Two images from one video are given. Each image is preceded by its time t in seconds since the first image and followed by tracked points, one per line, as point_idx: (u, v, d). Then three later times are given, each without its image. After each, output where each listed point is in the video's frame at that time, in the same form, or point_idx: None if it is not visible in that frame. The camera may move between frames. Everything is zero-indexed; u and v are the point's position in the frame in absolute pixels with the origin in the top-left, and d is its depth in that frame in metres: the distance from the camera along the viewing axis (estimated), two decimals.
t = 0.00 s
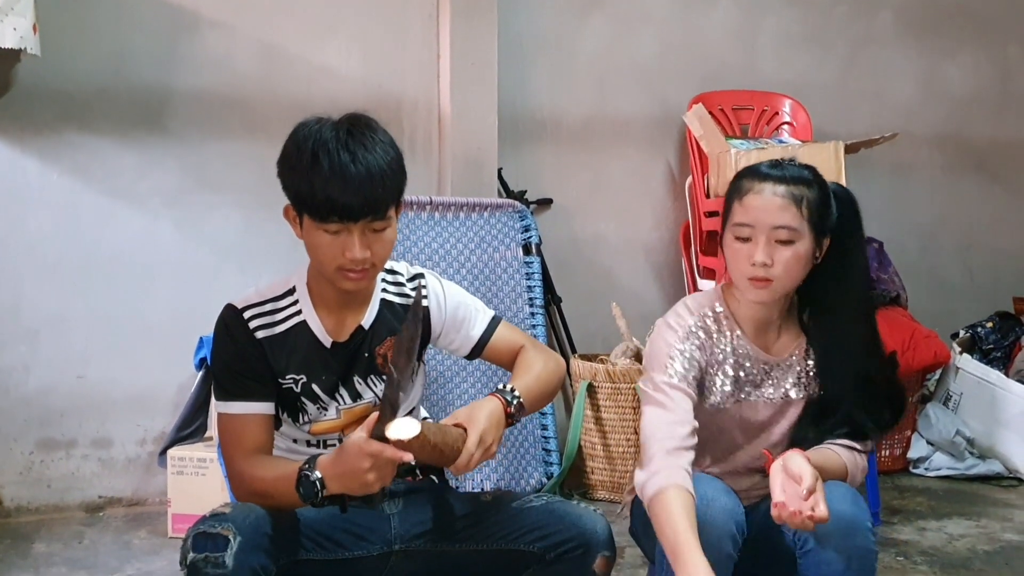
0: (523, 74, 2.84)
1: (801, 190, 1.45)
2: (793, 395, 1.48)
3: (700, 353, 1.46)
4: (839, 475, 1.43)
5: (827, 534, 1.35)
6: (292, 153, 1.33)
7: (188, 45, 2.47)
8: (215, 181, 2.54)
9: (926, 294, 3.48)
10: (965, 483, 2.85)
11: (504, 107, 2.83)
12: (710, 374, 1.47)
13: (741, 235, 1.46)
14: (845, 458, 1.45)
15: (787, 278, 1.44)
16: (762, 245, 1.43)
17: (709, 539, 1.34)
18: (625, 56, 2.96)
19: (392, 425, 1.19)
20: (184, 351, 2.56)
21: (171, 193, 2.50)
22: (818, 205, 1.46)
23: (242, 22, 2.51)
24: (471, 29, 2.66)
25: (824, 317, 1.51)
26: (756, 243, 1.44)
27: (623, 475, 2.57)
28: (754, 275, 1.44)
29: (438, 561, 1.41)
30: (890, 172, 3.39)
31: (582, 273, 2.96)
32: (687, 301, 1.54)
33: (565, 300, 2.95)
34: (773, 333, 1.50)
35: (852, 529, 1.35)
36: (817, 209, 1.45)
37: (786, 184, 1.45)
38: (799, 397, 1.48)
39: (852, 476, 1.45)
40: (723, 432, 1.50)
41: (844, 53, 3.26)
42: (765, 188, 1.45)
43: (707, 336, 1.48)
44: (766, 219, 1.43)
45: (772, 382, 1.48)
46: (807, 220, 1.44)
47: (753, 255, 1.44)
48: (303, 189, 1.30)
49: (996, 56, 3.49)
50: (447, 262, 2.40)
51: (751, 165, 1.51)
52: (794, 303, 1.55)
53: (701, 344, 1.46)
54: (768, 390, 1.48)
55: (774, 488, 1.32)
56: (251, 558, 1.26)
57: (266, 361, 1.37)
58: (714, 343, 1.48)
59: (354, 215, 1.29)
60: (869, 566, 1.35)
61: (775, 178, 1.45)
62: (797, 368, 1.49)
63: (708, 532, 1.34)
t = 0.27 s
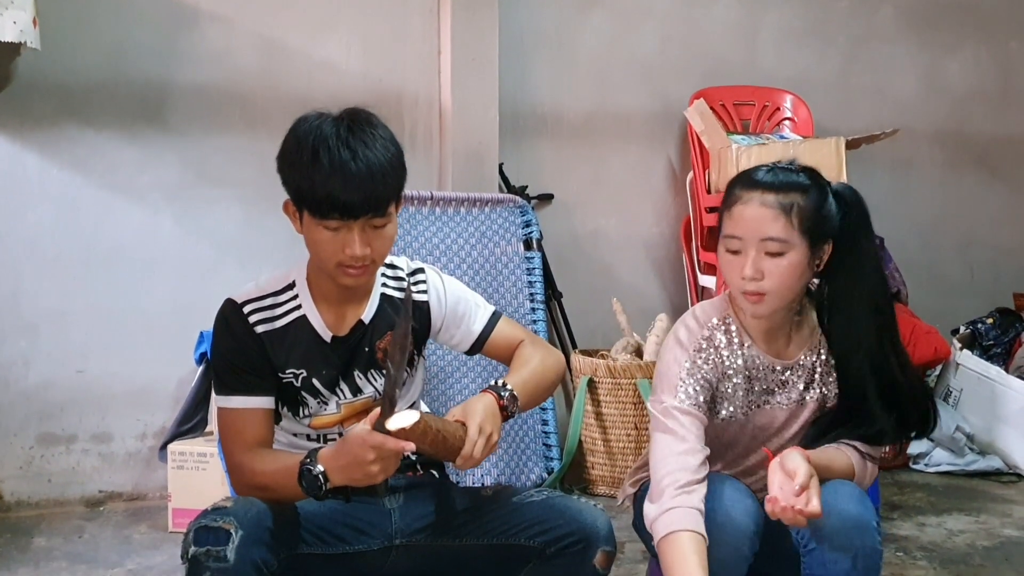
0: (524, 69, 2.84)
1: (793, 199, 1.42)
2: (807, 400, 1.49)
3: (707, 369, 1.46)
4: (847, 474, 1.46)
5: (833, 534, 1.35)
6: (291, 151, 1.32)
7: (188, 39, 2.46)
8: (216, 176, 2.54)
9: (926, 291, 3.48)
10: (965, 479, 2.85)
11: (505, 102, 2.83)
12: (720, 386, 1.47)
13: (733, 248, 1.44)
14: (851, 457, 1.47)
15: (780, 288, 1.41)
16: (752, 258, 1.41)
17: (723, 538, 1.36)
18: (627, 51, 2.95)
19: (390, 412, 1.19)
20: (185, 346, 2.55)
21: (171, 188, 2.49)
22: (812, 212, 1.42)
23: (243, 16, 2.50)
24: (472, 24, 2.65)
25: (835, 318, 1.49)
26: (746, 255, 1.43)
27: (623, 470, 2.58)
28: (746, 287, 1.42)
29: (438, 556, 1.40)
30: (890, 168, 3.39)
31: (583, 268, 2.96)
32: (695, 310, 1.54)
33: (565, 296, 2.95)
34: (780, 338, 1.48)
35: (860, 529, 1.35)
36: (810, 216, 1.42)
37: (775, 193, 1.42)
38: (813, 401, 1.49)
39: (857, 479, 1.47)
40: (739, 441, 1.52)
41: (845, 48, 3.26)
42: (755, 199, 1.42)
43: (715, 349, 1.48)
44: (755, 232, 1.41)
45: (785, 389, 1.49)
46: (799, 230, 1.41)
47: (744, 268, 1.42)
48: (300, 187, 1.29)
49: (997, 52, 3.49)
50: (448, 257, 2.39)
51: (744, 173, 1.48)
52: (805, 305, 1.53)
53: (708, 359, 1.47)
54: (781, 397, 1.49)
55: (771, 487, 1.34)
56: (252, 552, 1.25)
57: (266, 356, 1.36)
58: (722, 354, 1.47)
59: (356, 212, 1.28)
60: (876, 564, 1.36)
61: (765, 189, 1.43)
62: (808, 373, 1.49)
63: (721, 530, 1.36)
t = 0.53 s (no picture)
0: (524, 65, 2.84)
1: (779, 205, 1.37)
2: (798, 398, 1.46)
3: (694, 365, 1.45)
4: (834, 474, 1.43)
5: (823, 531, 1.35)
6: (287, 148, 1.31)
7: (189, 35, 2.46)
8: (215, 172, 2.54)
9: (925, 287, 3.49)
10: (964, 475, 2.85)
11: (506, 98, 2.83)
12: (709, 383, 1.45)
13: (717, 252, 1.41)
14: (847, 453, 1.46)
15: (764, 293, 1.38)
16: (736, 264, 1.38)
17: (726, 540, 1.33)
18: (627, 47, 2.95)
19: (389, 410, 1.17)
20: (185, 342, 2.56)
21: (171, 184, 2.49)
22: (799, 217, 1.37)
23: (243, 12, 2.50)
24: (473, 20, 2.65)
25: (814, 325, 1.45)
26: (729, 259, 1.39)
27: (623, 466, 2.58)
28: (731, 292, 1.40)
29: (438, 552, 1.41)
30: (891, 164, 3.39)
31: (582, 264, 2.97)
32: (688, 305, 1.52)
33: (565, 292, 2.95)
34: (772, 336, 1.46)
35: (849, 526, 1.35)
36: (797, 221, 1.37)
37: (761, 199, 1.37)
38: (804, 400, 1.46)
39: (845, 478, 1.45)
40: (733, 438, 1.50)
41: (845, 44, 3.26)
42: (740, 204, 1.38)
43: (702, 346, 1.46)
44: (737, 239, 1.37)
45: (778, 386, 1.45)
46: (783, 236, 1.37)
47: (729, 272, 1.39)
48: (296, 185, 1.29)
49: (998, 48, 3.49)
50: (448, 253, 2.39)
51: (736, 171, 1.43)
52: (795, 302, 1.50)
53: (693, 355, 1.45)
54: (774, 394, 1.45)
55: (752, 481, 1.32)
56: (251, 547, 1.25)
57: (263, 351, 1.36)
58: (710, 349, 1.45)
59: (353, 209, 1.28)
60: (865, 564, 1.35)
61: (751, 193, 1.38)
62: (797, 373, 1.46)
63: (724, 532, 1.33)
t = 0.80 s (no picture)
0: (525, 62, 2.84)
1: (772, 201, 1.37)
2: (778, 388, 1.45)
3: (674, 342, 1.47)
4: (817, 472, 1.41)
5: (810, 528, 1.30)
6: (278, 150, 1.27)
7: (189, 31, 2.46)
8: (216, 168, 2.54)
9: (926, 285, 3.49)
10: (965, 473, 2.86)
11: (507, 95, 2.83)
12: (688, 362, 1.46)
13: (710, 245, 1.40)
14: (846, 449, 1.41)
15: (753, 286, 1.38)
16: (727, 258, 1.38)
17: (713, 532, 1.28)
18: (628, 44, 2.95)
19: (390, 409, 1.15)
20: (186, 338, 2.56)
21: (171, 180, 2.49)
22: (792, 213, 1.37)
23: (244, 8, 2.50)
24: (474, 16, 2.63)
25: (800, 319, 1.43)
26: (721, 252, 1.39)
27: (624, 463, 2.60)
28: (722, 285, 1.40)
29: (438, 548, 1.40)
30: (892, 162, 3.38)
31: (583, 261, 2.97)
32: (681, 287, 1.53)
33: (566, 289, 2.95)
34: (760, 327, 1.46)
35: (837, 523, 1.30)
36: (789, 218, 1.37)
37: (754, 194, 1.37)
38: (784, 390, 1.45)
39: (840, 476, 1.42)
40: (712, 427, 1.48)
41: (846, 42, 3.25)
42: (733, 199, 1.38)
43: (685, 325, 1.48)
44: (729, 233, 1.37)
45: (762, 373, 1.45)
46: (774, 232, 1.37)
47: (720, 265, 1.39)
48: (287, 185, 1.25)
49: (999, 46, 3.49)
50: (449, 250, 2.34)
51: (732, 165, 1.44)
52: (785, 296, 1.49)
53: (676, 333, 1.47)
54: (756, 380, 1.44)
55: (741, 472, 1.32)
56: (251, 543, 1.23)
57: (266, 347, 1.36)
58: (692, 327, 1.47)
59: (349, 208, 1.24)
60: (852, 565, 1.29)
61: (745, 188, 1.38)
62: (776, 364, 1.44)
63: (712, 524, 1.28)
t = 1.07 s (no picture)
0: (525, 60, 2.84)
1: (767, 194, 1.37)
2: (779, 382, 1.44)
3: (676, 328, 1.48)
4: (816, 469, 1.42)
5: (808, 524, 1.29)
6: (267, 154, 1.23)
7: (190, 29, 2.46)
8: (216, 166, 2.54)
9: (926, 283, 3.49)
10: (965, 471, 2.85)
11: (507, 93, 2.83)
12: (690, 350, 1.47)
13: (706, 239, 1.41)
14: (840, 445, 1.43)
15: (749, 278, 1.38)
16: (724, 251, 1.38)
17: (710, 529, 1.28)
18: (629, 42, 2.95)
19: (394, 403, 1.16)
20: (187, 336, 2.56)
21: (172, 178, 2.50)
22: (787, 207, 1.38)
23: (244, 6, 2.50)
24: (475, 14, 2.62)
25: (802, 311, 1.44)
26: (718, 246, 1.40)
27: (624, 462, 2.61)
28: (719, 278, 1.40)
29: (439, 546, 1.40)
30: (893, 160, 3.38)
31: (583, 260, 2.97)
32: (680, 278, 1.55)
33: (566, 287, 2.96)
34: (755, 320, 1.47)
35: (834, 519, 1.29)
36: (785, 211, 1.37)
37: (749, 188, 1.37)
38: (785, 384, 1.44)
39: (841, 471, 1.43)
40: (709, 418, 1.48)
41: (847, 40, 3.25)
42: (729, 192, 1.39)
43: (689, 314, 1.49)
44: (725, 226, 1.38)
45: (762, 365, 1.44)
46: (770, 225, 1.37)
47: (716, 258, 1.40)
48: (278, 190, 1.20)
49: (1000, 44, 3.48)
50: (449, 249, 2.34)
51: (728, 159, 1.44)
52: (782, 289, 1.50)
53: (680, 320, 1.49)
54: (757, 373, 1.44)
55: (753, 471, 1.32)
56: (251, 541, 1.23)
57: (267, 346, 1.35)
58: (695, 316, 1.49)
59: (343, 210, 1.19)
60: (852, 561, 1.28)
61: (740, 182, 1.38)
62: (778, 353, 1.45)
63: (708, 521, 1.28)
